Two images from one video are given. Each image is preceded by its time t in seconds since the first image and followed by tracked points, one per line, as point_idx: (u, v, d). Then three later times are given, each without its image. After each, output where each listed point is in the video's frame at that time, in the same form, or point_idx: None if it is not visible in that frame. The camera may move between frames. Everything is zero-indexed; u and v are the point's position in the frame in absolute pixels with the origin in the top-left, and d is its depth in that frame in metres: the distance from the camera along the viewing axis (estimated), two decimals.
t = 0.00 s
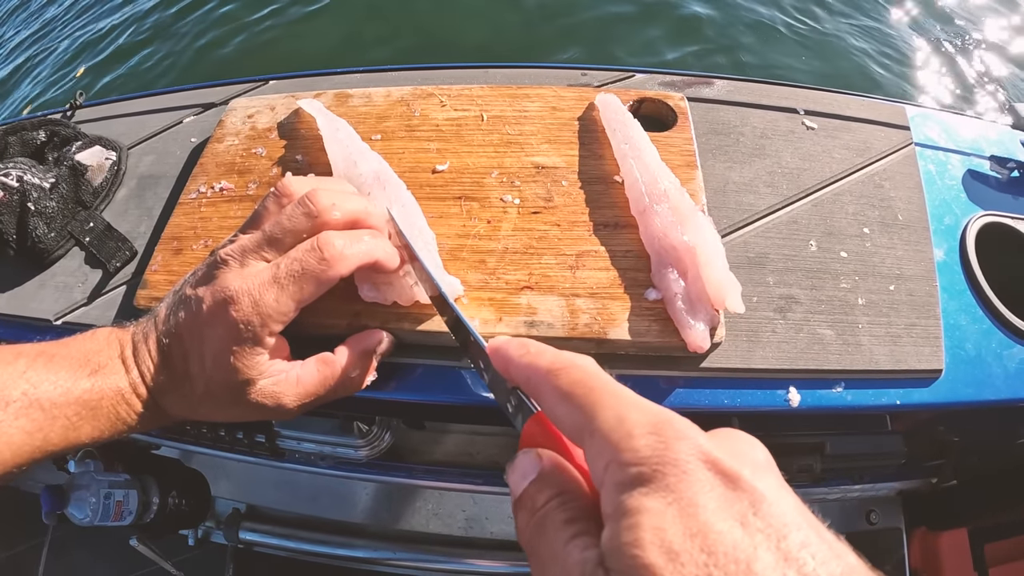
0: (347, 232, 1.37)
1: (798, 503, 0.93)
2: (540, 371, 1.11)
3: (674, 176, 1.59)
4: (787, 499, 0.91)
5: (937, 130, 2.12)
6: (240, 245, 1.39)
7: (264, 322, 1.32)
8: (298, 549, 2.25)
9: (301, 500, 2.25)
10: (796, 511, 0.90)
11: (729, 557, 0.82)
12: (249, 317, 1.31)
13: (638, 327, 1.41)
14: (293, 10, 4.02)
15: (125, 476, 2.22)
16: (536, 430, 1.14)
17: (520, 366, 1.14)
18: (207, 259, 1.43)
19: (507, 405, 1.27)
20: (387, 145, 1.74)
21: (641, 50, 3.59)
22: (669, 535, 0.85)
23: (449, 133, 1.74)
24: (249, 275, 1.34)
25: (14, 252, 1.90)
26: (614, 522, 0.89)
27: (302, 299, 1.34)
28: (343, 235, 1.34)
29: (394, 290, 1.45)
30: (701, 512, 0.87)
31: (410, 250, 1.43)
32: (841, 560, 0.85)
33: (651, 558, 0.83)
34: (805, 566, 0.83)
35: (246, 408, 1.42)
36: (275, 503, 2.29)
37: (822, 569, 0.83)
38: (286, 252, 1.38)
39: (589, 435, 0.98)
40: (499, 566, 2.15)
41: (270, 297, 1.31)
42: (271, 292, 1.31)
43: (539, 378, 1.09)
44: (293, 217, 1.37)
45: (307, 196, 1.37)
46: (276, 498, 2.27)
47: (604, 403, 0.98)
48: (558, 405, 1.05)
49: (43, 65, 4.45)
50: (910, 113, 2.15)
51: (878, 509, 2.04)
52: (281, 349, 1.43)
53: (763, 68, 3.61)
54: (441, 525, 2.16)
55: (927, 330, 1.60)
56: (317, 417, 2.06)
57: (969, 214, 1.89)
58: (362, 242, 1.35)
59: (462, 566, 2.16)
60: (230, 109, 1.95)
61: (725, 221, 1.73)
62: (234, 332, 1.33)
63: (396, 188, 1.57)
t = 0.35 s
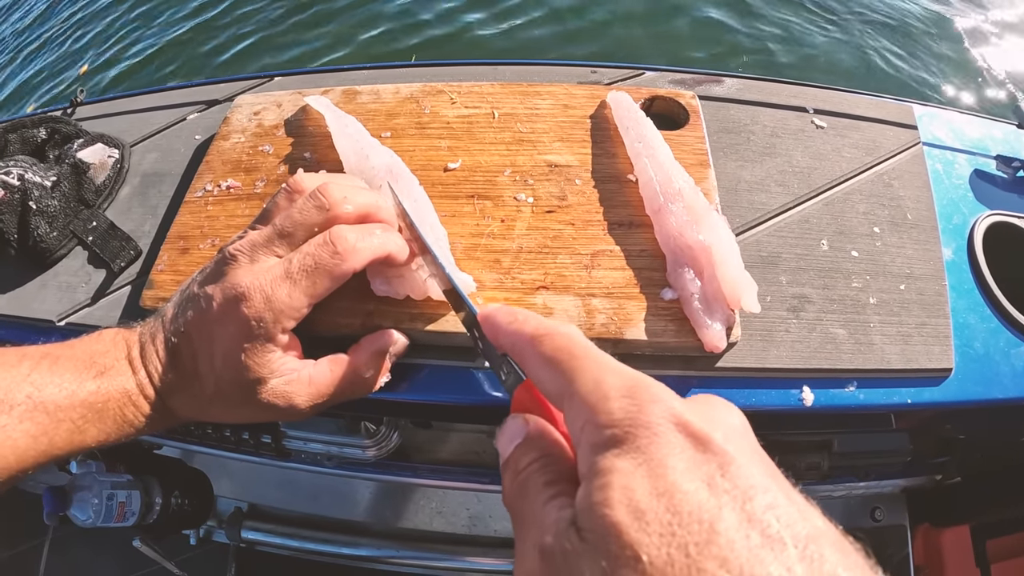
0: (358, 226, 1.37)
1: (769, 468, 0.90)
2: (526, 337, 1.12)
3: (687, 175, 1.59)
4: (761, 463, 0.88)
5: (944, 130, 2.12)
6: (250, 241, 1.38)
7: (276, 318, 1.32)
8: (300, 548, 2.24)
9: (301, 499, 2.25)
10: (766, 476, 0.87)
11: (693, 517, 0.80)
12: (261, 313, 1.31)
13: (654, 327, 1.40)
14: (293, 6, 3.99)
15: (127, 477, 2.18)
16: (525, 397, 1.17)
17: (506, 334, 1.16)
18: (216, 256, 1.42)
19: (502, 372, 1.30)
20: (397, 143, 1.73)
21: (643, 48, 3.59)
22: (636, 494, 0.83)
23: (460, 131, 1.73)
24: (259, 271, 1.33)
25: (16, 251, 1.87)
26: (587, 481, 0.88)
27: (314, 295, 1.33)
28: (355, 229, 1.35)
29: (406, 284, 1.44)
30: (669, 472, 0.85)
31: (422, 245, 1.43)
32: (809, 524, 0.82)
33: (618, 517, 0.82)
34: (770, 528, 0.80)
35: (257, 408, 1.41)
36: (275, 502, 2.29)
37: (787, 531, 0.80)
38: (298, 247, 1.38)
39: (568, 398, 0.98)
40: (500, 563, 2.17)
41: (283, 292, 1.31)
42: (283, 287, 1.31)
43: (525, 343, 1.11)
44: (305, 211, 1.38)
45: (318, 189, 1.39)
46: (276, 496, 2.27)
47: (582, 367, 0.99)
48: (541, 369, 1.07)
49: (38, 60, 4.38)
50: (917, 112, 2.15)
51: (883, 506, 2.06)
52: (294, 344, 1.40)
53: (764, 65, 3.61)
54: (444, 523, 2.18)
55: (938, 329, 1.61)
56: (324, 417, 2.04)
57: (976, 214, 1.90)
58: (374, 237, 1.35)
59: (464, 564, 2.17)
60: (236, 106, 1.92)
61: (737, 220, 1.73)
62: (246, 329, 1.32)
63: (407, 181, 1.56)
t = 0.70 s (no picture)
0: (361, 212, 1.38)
1: (740, 497, 0.97)
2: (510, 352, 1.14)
3: (684, 168, 1.60)
4: (727, 491, 0.96)
5: (940, 126, 2.14)
6: (252, 229, 1.39)
7: (281, 304, 1.33)
8: (298, 545, 2.20)
9: (299, 495, 2.27)
10: (728, 506, 0.95)
11: (648, 550, 0.90)
12: (266, 299, 1.32)
13: (651, 317, 1.41)
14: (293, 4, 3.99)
15: (126, 473, 2.18)
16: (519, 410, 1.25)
17: (492, 344, 1.17)
18: (218, 246, 1.43)
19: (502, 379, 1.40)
20: (396, 138, 1.74)
21: (642, 47, 3.59)
22: (594, 527, 0.92)
23: (458, 125, 1.74)
24: (263, 258, 1.34)
25: (15, 246, 1.87)
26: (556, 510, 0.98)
27: (318, 281, 1.35)
28: (358, 215, 1.36)
29: (407, 270, 1.45)
30: (630, 505, 0.94)
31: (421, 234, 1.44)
32: (765, 557, 0.91)
33: (574, 547, 0.92)
34: (721, 562, 0.90)
35: (257, 398, 1.42)
36: (275, 499, 2.29)
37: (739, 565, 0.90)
38: (300, 234, 1.39)
39: (546, 422, 1.04)
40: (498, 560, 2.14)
41: (287, 279, 1.32)
42: (288, 273, 1.32)
43: (507, 359, 1.13)
44: (307, 198, 1.40)
45: (320, 177, 1.41)
46: (275, 492, 2.29)
47: (559, 391, 1.02)
48: (521, 386, 1.10)
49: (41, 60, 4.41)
50: (913, 109, 2.17)
51: (880, 501, 2.07)
52: (296, 333, 1.41)
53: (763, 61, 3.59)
54: (443, 520, 2.19)
55: (934, 321, 1.62)
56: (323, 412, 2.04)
57: (971, 208, 1.91)
58: (377, 223, 1.37)
59: (461, 562, 2.13)
60: (236, 101, 1.93)
61: (733, 213, 1.74)
62: (250, 315, 1.33)
63: (405, 172, 1.57)
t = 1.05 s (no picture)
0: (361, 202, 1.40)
1: (767, 538, 0.95)
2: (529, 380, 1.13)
3: (680, 160, 1.61)
4: (755, 531, 0.95)
5: (936, 121, 2.15)
6: (253, 219, 1.42)
7: (280, 291, 1.34)
8: (296, 544, 2.20)
9: (298, 493, 2.26)
10: (757, 546, 0.93)
11: None
12: (265, 287, 1.33)
13: (648, 307, 1.42)
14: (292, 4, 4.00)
15: (124, 469, 2.18)
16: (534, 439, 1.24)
17: (511, 371, 1.16)
18: (218, 236, 1.46)
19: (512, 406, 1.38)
20: (393, 131, 1.75)
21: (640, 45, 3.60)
22: (623, 561, 0.89)
23: (456, 119, 1.75)
24: (262, 247, 1.36)
25: (15, 241, 1.87)
26: (581, 543, 0.96)
27: (317, 269, 1.37)
28: (358, 205, 1.38)
29: (404, 263, 1.46)
30: (661, 541, 0.91)
31: (418, 226, 1.45)
32: None
33: None
34: None
35: (256, 387, 1.42)
36: (275, 498, 2.29)
37: None
38: (299, 224, 1.42)
39: (567, 452, 1.03)
40: (496, 558, 2.12)
41: (286, 267, 1.34)
42: (287, 261, 1.34)
43: (527, 388, 1.12)
44: (307, 188, 1.42)
45: (320, 167, 1.43)
46: (275, 491, 2.28)
47: (583, 421, 1.02)
48: (541, 416, 1.09)
49: (41, 61, 4.41)
50: (909, 103, 2.18)
51: (879, 497, 2.06)
52: (295, 322, 1.42)
53: (759, 57, 3.57)
54: (441, 518, 2.18)
55: (930, 313, 1.62)
56: (321, 406, 2.04)
57: (968, 202, 1.92)
58: (376, 212, 1.38)
59: (458, 559, 2.12)
60: (235, 96, 1.94)
61: (729, 206, 1.74)
62: (250, 303, 1.35)
63: (404, 163, 1.57)
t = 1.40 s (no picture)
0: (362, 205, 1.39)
1: (794, 542, 0.95)
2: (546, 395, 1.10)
3: (681, 162, 1.61)
4: (783, 536, 0.95)
5: (936, 122, 2.15)
6: (254, 222, 1.41)
7: (281, 296, 1.34)
8: (296, 544, 2.20)
9: (298, 492, 2.26)
10: (788, 552, 0.93)
11: None
12: (266, 291, 1.33)
13: (649, 309, 1.42)
14: (291, 3, 3.99)
15: (124, 470, 2.18)
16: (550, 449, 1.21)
17: (527, 385, 1.12)
18: (219, 240, 1.46)
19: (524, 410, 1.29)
20: (393, 132, 1.75)
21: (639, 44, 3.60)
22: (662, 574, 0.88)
23: (456, 120, 1.75)
24: (264, 251, 1.36)
25: (14, 242, 1.87)
26: (615, 555, 0.94)
27: (318, 273, 1.36)
28: (359, 208, 1.37)
29: (403, 267, 1.46)
30: (695, 550, 0.91)
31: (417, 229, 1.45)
32: None
33: None
34: None
35: (257, 391, 1.42)
36: (275, 497, 2.29)
37: None
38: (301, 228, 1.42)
39: (593, 465, 1.00)
40: (497, 557, 2.10)
41: (287, 271, 1.33)
42: (288, 265, 1.34)
43: (544, 403, 1.09)
44: (308, 192, 1.42)
45: (321, 171, 1.43)
46: (276, 490, 2.28)
47: (610, 434, 0.99)
48: (562, 430, 1.06)
49: (41, 62, 4.42)
50: (909, 104, 2.18)
51: (878, 496, 2.07)
52: (296, 326, 1.42)
53: (758, 55, 3.56)
54: (441, 517, 2.18)
55: (930, 314, 1.62)
56: (321, 407, 2.04)
57: (968, 203, 1.92)
58: (378, 216, 1.37)
59: (459, 559, 2.11)
60: (234, 97, 1.94)
61: (729, 207, 1.74)
62: (250, 307, 1.34)
63: (404, 165, 1.58)
